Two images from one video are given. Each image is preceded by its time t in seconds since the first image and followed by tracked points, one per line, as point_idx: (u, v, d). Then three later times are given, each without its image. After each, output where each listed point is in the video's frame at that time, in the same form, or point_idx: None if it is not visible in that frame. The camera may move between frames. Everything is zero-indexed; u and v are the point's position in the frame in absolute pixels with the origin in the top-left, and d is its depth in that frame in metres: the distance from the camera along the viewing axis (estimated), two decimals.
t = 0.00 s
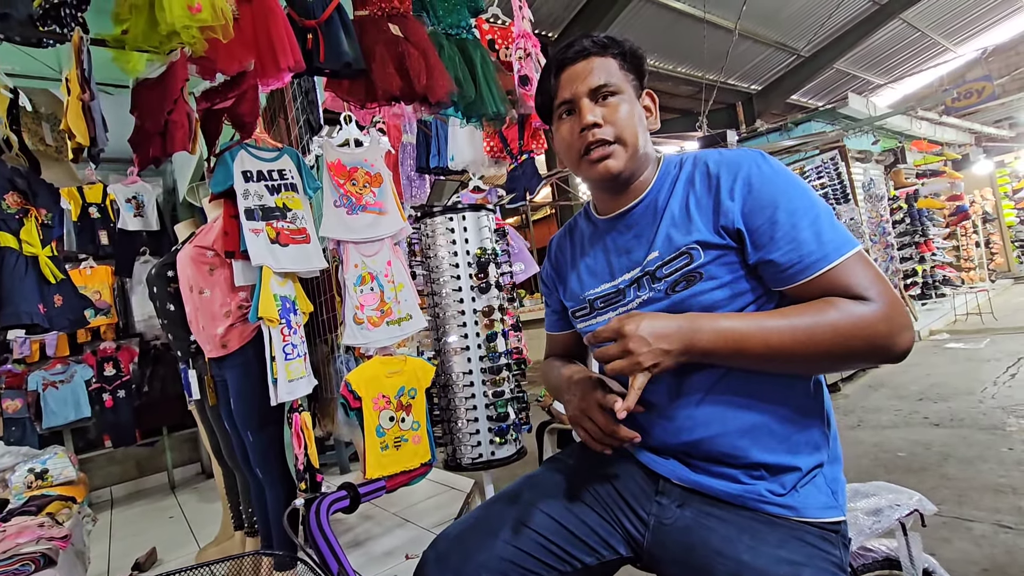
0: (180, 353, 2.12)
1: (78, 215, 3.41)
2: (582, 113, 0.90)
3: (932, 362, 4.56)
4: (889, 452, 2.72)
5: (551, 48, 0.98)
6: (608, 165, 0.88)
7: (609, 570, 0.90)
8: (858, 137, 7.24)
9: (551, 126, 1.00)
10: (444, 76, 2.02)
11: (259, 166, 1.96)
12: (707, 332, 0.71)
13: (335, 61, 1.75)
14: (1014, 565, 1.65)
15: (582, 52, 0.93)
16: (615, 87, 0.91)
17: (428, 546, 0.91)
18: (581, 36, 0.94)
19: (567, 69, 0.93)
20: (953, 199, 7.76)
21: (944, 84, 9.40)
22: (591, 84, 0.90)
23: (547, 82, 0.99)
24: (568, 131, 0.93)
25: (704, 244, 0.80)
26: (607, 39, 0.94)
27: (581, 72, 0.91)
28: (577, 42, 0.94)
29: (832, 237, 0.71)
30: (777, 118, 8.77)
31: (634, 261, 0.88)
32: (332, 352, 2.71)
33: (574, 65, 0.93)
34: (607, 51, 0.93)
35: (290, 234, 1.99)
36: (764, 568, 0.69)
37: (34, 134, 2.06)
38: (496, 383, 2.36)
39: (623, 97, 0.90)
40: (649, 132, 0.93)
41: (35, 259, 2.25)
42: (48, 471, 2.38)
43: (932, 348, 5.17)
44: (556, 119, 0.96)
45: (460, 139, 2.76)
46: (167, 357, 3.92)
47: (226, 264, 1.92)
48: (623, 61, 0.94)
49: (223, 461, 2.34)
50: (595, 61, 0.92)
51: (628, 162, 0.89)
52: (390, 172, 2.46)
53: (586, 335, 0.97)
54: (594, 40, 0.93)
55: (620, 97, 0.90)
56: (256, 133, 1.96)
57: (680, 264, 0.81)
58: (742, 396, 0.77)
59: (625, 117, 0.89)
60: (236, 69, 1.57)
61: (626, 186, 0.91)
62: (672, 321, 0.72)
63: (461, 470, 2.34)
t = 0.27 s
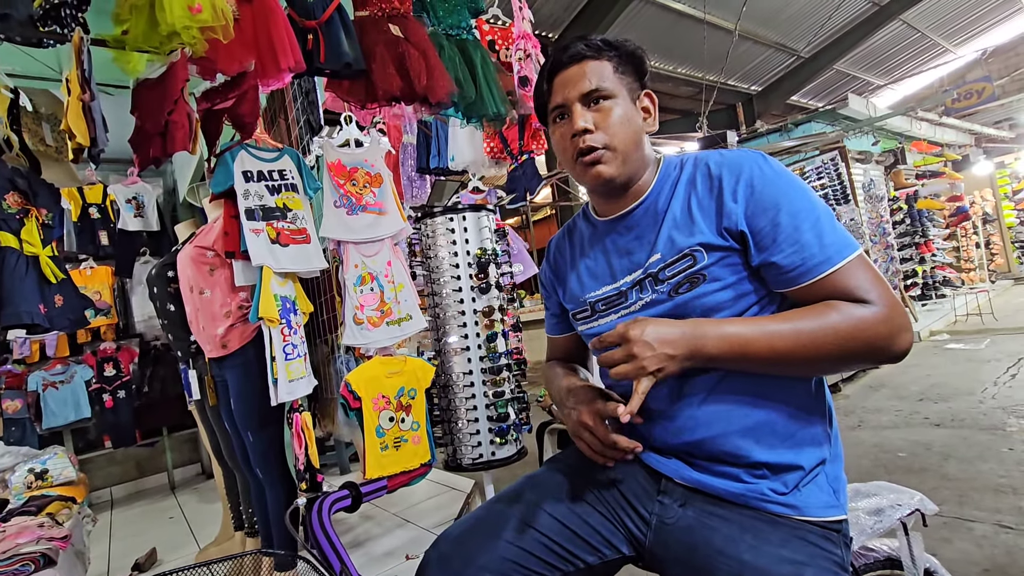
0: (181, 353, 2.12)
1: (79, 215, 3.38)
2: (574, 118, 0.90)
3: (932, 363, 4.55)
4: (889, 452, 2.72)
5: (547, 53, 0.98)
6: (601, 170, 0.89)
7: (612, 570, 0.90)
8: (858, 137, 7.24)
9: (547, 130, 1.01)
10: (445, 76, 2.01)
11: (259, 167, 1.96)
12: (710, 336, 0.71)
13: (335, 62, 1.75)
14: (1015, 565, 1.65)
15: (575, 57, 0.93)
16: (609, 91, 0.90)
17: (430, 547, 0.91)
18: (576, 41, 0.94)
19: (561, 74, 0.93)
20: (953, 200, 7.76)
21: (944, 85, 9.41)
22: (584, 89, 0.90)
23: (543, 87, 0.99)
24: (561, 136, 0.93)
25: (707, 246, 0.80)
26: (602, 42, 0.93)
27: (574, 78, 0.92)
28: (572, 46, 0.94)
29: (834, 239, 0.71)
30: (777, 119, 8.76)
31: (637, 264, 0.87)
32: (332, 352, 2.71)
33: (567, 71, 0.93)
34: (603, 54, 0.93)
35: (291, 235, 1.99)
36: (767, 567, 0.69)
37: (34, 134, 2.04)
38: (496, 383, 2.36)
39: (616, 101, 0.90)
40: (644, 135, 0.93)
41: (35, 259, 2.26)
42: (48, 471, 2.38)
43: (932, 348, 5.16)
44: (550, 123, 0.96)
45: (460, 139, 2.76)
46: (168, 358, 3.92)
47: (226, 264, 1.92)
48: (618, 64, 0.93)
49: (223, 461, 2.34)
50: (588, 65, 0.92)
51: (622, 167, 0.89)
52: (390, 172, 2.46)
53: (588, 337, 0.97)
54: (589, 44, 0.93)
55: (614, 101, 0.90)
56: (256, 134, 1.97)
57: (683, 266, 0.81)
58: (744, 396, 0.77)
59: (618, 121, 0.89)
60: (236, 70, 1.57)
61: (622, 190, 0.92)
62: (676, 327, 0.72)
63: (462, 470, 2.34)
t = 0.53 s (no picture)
0: (181, 353, 2.12)
1: (79, 214, 3.39)
2: (568, 120, 0.90)
3: (932, 364, 4.55)
4: (889, 453, 2.72)
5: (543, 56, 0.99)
6: (594, 170, 0.89)
7: (612, 570, 0.90)
8: (858, 139, 7.23)
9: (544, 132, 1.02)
10: (445, 77, 2.02)
11: (260, 167, 1.96)
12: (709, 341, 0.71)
13: (335, 62, 1.75)
14: (1015, 566, 1.65)
15: (569, 59, 0.93)
16: (602, 92, 0.90)
17: (431, 547, 0.91)
18: (571, 43, 0.94)
19: (555, 76, 0.94)
20: (952, 201, 7.76)
21: (944, 86, 9.41)
22: (577, 90, 0.91)
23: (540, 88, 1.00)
24: (556, 136, 0.93)
25: (705, 247, 0.80)
26: (597, 44, 0.94)
27: (569, 80, 0.92)
28: (567, 49, 0.94)
29: (833, 240, 0.71)
30: (777, 120, 8.76)
31: (636, 264, 0.88)
32: (332, 352, 2.71)
33: (561, 73, 0.93)
34: (597, 55, 0.93)
35: (291, 235, 2.00)
36: (768, 567, 0.69)
37: (35, 134, 2.06)
38: (496, 383, 2.37)
39: (610, 101, 0.90)
40: (640, 135, 0.93)
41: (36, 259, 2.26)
42: (48, 471, 2.38)
43: (932, 349, 5.17)
44: (547, 125, 0.97)
45: (461, 140, 2.76)
46: (168, 358, 3.92)
47: (226, 264, 1.92)
48: (614, 65, 0.93)
49: (223, 461, 2.34)
50: (583, 66, 0.92)
51: (616, 166, 0.89)
52: (390, 172, 2.46)
53: (587, 338, 0.97)
54: (584, 46, 0.94)
55: (609, 101, 0.90)
56: (256, 134, 1.97)
57: (682, 267, 0.81)
58: (744, 396, 0.77)
59: (612, 121, 0.89)
60: (237, 70, 1.57)
61: (618, 189, 0.92)
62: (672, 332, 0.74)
63: (462, 470, 2.34)
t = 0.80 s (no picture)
0: (180, 353, 2.12)
1: (79, 215, 3.37)
2: (563, 125, 0.90)
3: (931, 366, 4.55)
4: (889, 454, 2.72)
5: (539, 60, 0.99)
6: (588, 174, 0.89)
7: (610, 571, 0.90)
8: (858, 142, 7.10)
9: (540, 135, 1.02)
10: (445, 77, 2.02)
11: (259, 167, 1.96)
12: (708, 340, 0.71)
13: (336, 62, 1.75)
14: (1014, 567, 1.65)
15: (565, 64, 0.93)
16: (597, 97, 0.90)
17: (429, 547, 0.91)
18: (567, 47, 0.94)
19: (550, 81, 0.94)
20: (952, 202, 7.75)
21: (944, 88, 9.42)
22: (573, 95, 0.91)
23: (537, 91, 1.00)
24: (551, 140, 0.94)
25: (701, 249, 0.80)
26: (593, 47, 0.94)
27: (564, 85, 0.92)
28: (562, 53, 0.94)
29: (827, 241, 0.71)
30: (777, 121, 8.76)
31: (633, 266, 0.87)
32: (332, 353, 2.70)
33: (557, 78, 0.93)
34: (593, 59, 0.93)
35: (291, 235, 2.00)
36: (764, 568, 0.69)
37: (35, 133, 2.05)
38: (496, 384, 2.36)
39: (605, 105, 0.90)
40: (635, 139, 0.93)
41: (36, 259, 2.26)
42: (47, 471, 2.37)
43: (932, 351, 5.16)
44: (543, 129, 0.97)
45: (461, 140, 2.77)
46: (167, 358, 3.92)
47: (226, 265, 1.92)
48: (610, 68, 0.93)
49: (223, 461, 2.34)
50: (578, 70, 0.92)
51: (610, 170, 0.89)
52: (390, 173, 2.46)
53: (585, 340, 0.97)
54: (580, 50, 0.94)
55: (604, 106, 0.90)
56: (256, 134, 1.97)
57: (677, 269, 0.81)
58: (740, 397, 0.77)
59: (607, 126, 0.89)
60: (237, 71, 1.57)
61: (613, 193, 0.92)
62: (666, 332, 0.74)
63: (461, 471, 2.34)
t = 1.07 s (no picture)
0: (180, 352, 2.12)
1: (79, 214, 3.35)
2: (573, 117, 0.90)
3: (931, 366, 4.55)
4: (888, 455, 2.72)
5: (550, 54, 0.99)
6: (597, 167, 0.89)
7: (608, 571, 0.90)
8: (858, 142, 7.17)
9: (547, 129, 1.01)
10: (445, 77, 2.02)
11: (260, 166, 1.96)
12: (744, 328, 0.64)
13: (337, 62, 1.75)
14: (1013, 568, 1.65)
15: (578, 57, 0.94)
16: (608, 91, 0.91)
17: (426, 547, 0.91)
18: (580, 42, 0.95)
19: (562, 73, 0.94)
20: (952, 203, 7.75)
21: (944, 89, 9.41)
22: (584, 88, 0.91)
23: (546, 88, 1.01)
24: (560, 134, 0.93)
25: (697, 248, 0.80)
26: (605, 44, 0.94)
27: (575, 78, 0.92)
28: (575, 48, 0.95)
29: (819, 243, 0.71)
30: (777, 121, 8.76)
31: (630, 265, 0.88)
32: (332, 352, 2.70)
33: (569, 70, 0.93)
34: (605, 55, 0.94)
35: (291, 234, 1.99)
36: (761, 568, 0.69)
37: (35, 132, 2.06)
38: (495, 384, 2.36)
39: (616, 100, 0.90)
40: (642, 137, 0.93)
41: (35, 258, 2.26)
42: (47, 470, 2.37)
43: (932, 352, 5.16)
44: (550, 123, 0.97)
45: (461, 140, 2.78)
46: (167, 357, 3.93)
47: (226, 264, 1.92)
48: (619, 66, 0.94)
49: (222, 460, 2.34)
50: (590, 65, 0.93)
51: (619, 165, 0.89)
52: (391, 173, 2.46)
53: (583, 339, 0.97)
54: (592, 46, 0.94)
55: (614, 101, 0.90)
56: (257, 133, 1.96)
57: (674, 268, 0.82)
58: (737, 397, 0.77)
59: (617, 121, 0.89)
60: (238, 70, 1.57)
61: (619, 188, 0.92)
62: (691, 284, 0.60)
63: (460, 471, 2.34)
